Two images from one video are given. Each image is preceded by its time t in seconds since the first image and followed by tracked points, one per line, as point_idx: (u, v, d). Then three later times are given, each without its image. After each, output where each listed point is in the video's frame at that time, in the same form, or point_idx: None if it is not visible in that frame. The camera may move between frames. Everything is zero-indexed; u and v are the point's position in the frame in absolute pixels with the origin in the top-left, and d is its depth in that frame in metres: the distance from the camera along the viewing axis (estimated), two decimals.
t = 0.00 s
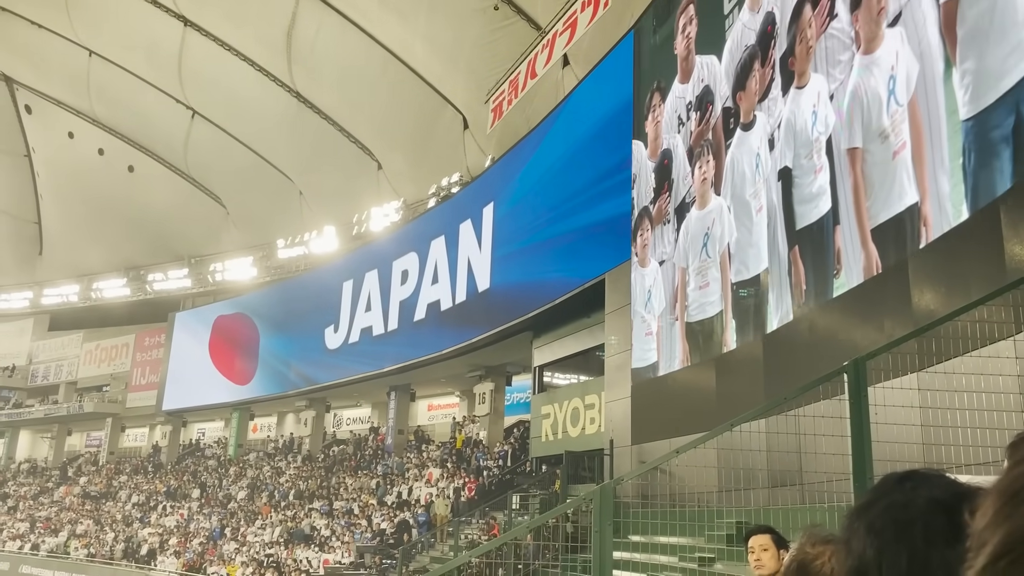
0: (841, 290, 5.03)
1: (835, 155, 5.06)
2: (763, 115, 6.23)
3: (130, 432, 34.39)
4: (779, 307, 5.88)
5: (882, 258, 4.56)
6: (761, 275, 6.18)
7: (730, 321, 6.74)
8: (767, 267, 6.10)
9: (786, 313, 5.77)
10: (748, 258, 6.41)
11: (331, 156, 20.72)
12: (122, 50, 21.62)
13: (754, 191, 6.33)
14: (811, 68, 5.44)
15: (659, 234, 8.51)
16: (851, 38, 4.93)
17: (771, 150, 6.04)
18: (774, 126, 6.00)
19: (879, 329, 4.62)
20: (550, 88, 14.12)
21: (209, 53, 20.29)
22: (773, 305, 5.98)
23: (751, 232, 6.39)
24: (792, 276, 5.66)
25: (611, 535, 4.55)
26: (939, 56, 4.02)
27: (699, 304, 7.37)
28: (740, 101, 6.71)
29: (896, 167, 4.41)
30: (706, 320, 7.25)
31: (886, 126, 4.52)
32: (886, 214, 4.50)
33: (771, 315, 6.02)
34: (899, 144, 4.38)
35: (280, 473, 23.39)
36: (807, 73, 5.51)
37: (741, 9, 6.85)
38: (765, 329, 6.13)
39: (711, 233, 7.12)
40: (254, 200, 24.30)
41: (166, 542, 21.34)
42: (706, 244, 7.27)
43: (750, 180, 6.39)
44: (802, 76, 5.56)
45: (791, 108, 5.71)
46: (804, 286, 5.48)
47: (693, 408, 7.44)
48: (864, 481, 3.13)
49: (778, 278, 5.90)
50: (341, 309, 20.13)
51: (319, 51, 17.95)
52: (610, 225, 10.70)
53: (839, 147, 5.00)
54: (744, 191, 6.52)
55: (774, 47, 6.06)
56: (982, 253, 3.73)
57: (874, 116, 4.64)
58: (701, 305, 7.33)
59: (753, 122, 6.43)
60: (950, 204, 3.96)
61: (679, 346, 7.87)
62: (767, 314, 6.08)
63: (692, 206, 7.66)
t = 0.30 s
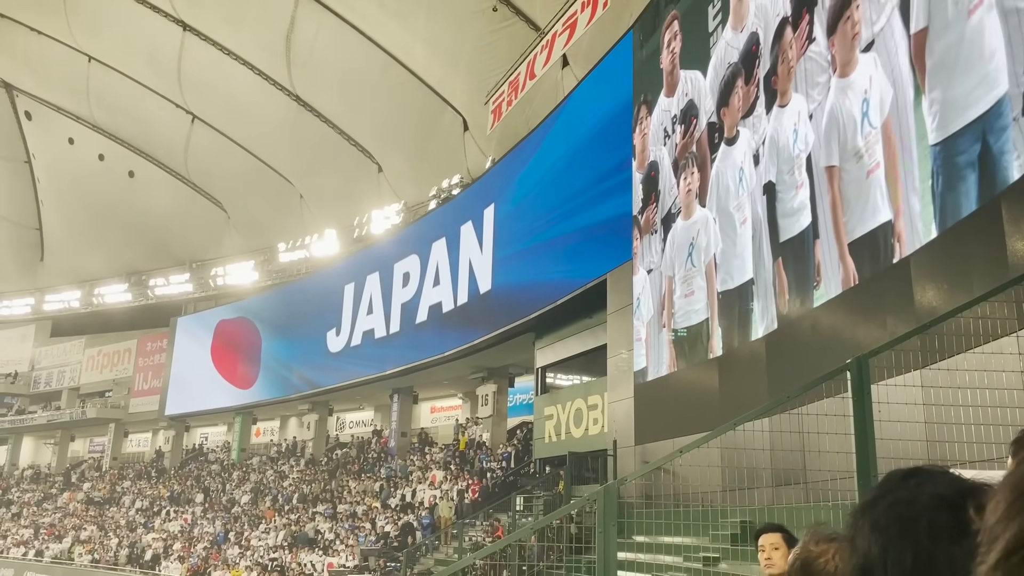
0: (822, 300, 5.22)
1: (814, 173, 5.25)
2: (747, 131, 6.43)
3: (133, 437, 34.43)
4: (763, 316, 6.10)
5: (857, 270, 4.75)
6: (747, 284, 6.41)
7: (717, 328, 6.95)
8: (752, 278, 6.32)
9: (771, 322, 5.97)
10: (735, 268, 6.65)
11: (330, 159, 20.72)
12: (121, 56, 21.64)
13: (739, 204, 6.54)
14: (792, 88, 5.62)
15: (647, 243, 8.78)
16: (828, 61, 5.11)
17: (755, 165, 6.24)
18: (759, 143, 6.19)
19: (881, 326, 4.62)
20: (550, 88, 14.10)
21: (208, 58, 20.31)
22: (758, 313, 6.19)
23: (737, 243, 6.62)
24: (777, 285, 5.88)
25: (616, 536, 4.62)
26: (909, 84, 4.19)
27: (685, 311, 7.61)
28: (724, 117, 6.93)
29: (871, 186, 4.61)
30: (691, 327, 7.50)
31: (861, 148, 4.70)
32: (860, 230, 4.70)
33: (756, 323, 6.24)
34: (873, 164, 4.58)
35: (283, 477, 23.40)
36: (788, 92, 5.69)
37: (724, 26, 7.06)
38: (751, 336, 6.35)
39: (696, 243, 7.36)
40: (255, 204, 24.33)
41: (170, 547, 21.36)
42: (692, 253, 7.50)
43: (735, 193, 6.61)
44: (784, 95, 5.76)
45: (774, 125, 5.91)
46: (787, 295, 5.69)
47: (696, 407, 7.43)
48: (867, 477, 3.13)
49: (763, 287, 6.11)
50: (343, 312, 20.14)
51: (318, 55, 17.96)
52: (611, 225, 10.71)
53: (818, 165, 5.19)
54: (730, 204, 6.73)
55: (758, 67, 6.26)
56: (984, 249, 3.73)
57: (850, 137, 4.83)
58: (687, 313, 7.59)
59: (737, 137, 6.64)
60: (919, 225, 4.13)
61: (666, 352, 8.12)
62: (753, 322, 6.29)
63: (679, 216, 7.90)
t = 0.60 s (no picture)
0: (801, 309, 5.57)
1: (793, 188, 5.61)
2: (729, 146, 6.84)
3: (132, 444, 34.42)
4: (746, 324, 6.45)
5: (832, 284, 5.11)
6: (729, 293, 6.76)
7: (700, 336, 7.32)
8: (734, 287, 6.69)
9: (753, 330, 6.32)
10: (717, 278, 7.02)
11: (327, 164, 20.76)
12: (117, 62, 21.65)
13: (721, 216, 6.94)
14: (772, 106, 6.00)
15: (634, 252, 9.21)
16: (805, 82, 5.49)
17: (737, 179, 6.63)
18: (740, 157, 6.59)
19: (878, 325, 4.63)
20: (545, 91, 14.14)
21: (204, 64, 20.31)
22: (740, 322, 6.55)
23: (719, 254, 7.00)
24: (759, 294, 6.22)
25: (614, 538, 4.59)
26: (880, 107, 4.55)
27: (670, 319, 8.01)
28: (706, 132, 7.39)
29: (844, 202, 4.95)
30: (676, 334, 7.89)
31: (834, 164, 5.06)
32: (835, 244, 5.05)
33: (739, 331, 6.58)
34: (845, 182, 4.94)
35: (283, 482, 23.36)
36: (769, 110, 6.07)
37: (707, 44, 7.55)
38: (733, 345, 6.71)
39: (679, 253, 7.80)
40: (252, 209, 24.33)
41: (170, 553, 21.28)
42: (676, 262, 7.94)
43: (718, 205, 7.01)
44: (765, 113, 6.14)
45: (756, 141, 6.29)
46: (769, 305, 6.03)
47: (694, 408, 7.44)
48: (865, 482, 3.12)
49: (744, 296, 6.47)
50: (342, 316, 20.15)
51: (314, 59, 17.97)
52: (603, 229, 10.67)
53: (796, 181, 5.55)
54: (713, 216, 7.13)
55: (740, 84, 6.68)
56: (979, 247, 3.74)
57: (824, 155, 5.19)
58: (671, 321, 7.99)
59: (719, 151, 7.06)
60: (890, 240, 4.45)
61: (652, 358, 8.53)
62: (736, 329, 6.64)
63: (663, 226, 8.35)
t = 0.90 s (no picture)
0: (777, 321, 5.85)
1: (769, 207, 5.89)
2: (706, 163, 7.16)
3: (126, 452, 34.31)
4: (724, 335, 6.73)
5: (803, 300, 5.39)
6: (708, 306, 7.06)
7: (679, 346, 7.65)
8: (712, 299, 7.00)
9: (731, 340, 6.61)
10: (695, 290, 7.34)
11: (320, 170, 20.74)
12: (107, 70, 21.61)
13: (700, 231, 7.25)
14: (749, 126, 6.28)
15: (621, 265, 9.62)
16: (778, 105, 5.76)
17: (715, 195, 6.93)
18: (717, 175, 6.90)
19: (870, 326, 4.65)
20: (536, 96, 14.14)
21: (195, 71, 20.28)
22: (719, 333, 6.83)
23: (698, 267, 7.30)
24: (737, 309, 6.49)
25: (608, 543, 4.40)
26: (847, 133, 4.82)
27: (651, 329, 8.38)
28: (683, 148, 7.72)
29: (816, 222, 5.21)
30: (657, 344, 8.24)
31: (806, 186, 5.34)
32: (807, 262, 5.33)
33: (718, 341, 6.86)
34: (816, 203, 5.20)
35: (277, 490, 23.29)
36: (746, 130, 6.34)
37: (683, 64, 7.91)
38: (712, 354, 7.01)
39: (659, 265, 8.18)
40: (245, 216, 24.28)
41: (164, 562, 21.15)
42: (656, 274, 8.32)
43: (696, 220, 7.32)
44: (742, 133, 6.42)
45: (733, 160, 6.57)
46: (748, 318, 6.30)
47: (689, 412, 7.45)
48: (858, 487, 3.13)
49: (723, 309, 6.76)
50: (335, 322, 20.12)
51: (305, 65, 17.96)
52: (595, 234, 10.85)
53: (771, 200, 5.83)
54: (692, 230, 7.43)
55: (716, 104, 6.99)
56: (969, 248, 3.76)
57: (797, 176, 5.46)
58: (652, 331, 8.35)
59: (697, 168, 7.36)
60: (858, 259, 4.72)
61: (635, 367, 8.88)
62: (715, 339, 6.90)
63: (644, 239, 8.77)
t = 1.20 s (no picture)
0: (753, 334, 6.13)
1: (744, 226, 6.18)
2: (683, 181, 7.49)
3: (114, 461, 34.07)
4: (701, 348, 6.99)
5: (775, 315, 5.69)
6: (685, 320, 7.35)
7: (656, 358, 7.96)
8: (689, 313, 7.30)
9: (707, 353, 6.88)
10: (672, 304, 7.66)
11: (310, 176, 20.68)
12: (95, 76, 21.52)
13: (677, 247, 7.56)
14: (725, 147, 6.57)
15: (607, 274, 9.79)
16: (753, 128, 6.05)
17: (692, 213, 7.24)
18: (694, 193, 7.22)
19: (861, 329, 4.67)
20: (527, 102, 14.16)
21: (184, 77, 20.23)
22: (696, 346, 7.10)
23: (675, 282, 7.62)
24: (713, 323, 6.79)
25: (599, 548, 4.64)
26: (815, 158, 5.10)
27: (631, 341, 8.73)
28: (660, 166, 8.09)
29: (788, 241, 5.49)
30: (637, 356, 8.57)
31: (779, 207, 5.63)
32: (779, 279, 5.61)
33: (694, 353, 7.14)
34: (787, 223, 5.49)
35: (268, 498, 23.15)
36: (721, 150, 6.65)
37: (660, 84, 8.29)
38: (688, 364, 7.30)
39: (638, 279, 8.54)
40: (234, 223, 24.17)
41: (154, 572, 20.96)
42: (635, 287, 8.68)
43: (674, 235, 7.63)
44: (717, 153, 6.74)
45: (709, 179, 6.88)
46: (723, 331, 6.62)
47: (681, 417, 7.45)
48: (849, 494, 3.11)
49: (700, 323, 7.05)
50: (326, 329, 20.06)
51: (295, 71, 17.94)
52: (585, 239, 10.83)
53: (747, 220, 6.12)
54: (670, 246, 7.73)
55: (693, 124, 7.31)
56: (958, 250, 3.78)
57: (770, 198, 5.74)
58: (633, 342, 8.70)
59: (674, 186, 7.72)
60: (825, 278, 4.99)
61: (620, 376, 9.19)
62: (692, 351, 7.18)
63: (624, 253, 9.13)
